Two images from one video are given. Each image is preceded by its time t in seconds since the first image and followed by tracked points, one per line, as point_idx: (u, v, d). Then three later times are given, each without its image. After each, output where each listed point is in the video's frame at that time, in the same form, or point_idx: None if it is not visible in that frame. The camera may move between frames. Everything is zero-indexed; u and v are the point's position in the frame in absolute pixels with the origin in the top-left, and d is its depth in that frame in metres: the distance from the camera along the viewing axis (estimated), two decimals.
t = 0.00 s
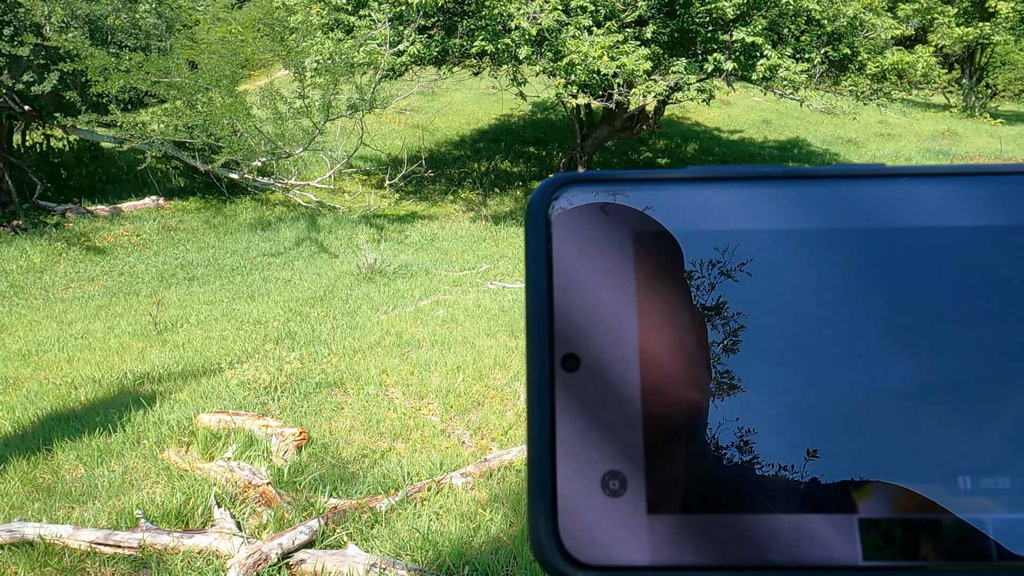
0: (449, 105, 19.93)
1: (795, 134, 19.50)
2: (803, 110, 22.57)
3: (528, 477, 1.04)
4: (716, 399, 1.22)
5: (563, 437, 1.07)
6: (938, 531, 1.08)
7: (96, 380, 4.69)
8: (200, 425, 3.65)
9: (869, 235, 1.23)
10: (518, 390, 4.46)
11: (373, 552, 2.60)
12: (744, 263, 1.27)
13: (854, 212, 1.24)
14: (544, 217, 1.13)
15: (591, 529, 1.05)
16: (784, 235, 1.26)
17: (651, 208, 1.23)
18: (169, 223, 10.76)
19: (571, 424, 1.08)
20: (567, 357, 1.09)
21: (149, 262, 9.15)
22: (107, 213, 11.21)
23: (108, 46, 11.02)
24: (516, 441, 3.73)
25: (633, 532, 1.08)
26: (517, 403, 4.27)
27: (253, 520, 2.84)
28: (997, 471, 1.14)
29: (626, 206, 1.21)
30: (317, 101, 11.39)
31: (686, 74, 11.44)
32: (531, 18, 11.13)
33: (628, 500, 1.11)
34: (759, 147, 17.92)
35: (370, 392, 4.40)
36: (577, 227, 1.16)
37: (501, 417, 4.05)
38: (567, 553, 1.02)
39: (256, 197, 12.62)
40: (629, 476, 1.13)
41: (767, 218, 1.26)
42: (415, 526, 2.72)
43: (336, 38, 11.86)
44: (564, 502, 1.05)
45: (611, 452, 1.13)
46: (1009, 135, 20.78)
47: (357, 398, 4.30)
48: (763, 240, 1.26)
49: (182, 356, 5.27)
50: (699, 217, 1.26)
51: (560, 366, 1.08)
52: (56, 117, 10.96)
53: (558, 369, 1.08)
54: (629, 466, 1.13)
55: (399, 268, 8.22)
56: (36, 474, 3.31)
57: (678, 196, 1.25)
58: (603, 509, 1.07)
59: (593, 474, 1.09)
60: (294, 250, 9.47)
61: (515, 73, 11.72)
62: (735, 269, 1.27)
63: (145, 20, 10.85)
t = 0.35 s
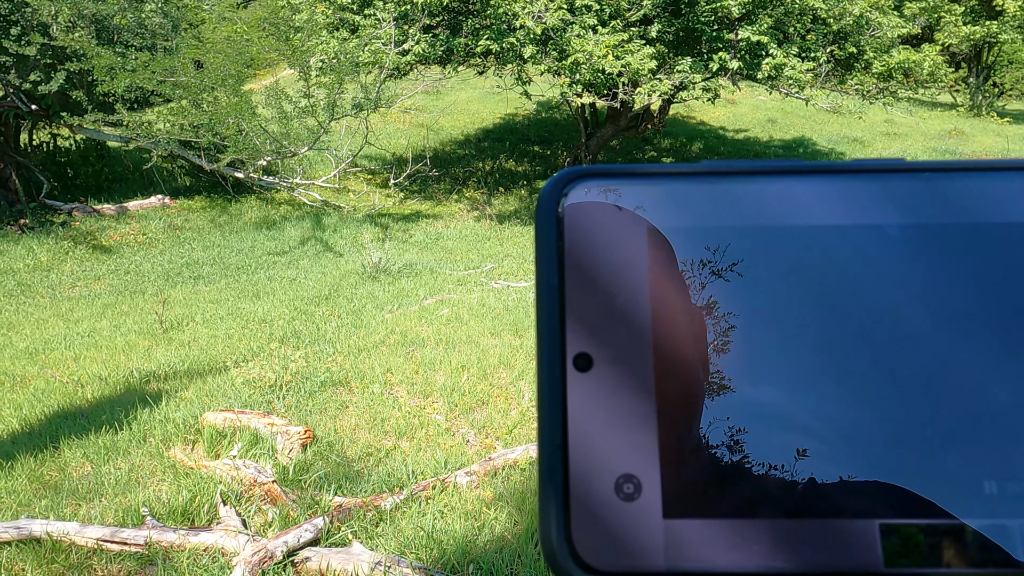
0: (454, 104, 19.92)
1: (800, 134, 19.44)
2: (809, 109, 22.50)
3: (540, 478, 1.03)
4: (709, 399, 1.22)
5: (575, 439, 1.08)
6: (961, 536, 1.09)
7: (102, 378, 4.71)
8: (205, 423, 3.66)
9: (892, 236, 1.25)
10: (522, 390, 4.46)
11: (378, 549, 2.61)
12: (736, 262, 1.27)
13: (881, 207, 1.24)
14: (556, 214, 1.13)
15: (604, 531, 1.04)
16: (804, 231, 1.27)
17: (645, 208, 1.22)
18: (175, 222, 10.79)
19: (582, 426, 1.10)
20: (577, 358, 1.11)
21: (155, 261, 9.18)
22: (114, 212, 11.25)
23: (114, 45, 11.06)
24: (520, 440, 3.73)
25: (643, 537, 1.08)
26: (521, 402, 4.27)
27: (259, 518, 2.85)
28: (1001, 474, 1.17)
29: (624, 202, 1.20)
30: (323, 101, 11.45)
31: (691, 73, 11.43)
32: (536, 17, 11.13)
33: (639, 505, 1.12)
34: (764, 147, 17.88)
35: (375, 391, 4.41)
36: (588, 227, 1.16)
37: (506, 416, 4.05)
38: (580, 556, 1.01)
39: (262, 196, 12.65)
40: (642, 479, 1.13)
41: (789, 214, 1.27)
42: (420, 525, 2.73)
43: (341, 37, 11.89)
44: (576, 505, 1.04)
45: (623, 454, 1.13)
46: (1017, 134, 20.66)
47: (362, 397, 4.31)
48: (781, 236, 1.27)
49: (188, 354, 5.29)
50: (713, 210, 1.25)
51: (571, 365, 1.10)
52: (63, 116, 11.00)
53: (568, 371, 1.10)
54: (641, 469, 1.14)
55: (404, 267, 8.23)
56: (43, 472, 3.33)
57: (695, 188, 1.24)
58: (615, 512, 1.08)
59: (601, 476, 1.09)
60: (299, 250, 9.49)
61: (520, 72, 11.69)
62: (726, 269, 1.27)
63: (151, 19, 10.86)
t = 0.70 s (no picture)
0: (456, 105, 19.94)
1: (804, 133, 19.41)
2: (811, 109, 22.49)
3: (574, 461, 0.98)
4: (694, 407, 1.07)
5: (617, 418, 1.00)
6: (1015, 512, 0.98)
7: (107, 378, 4.72)
8: (209, 423, 3.66)
9: (945, 215, 1.12)
10: (526, 389, 4.46)
11: (382, 549, 2.60)
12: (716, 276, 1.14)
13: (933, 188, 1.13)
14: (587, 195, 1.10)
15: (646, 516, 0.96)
16: (852, 208, 1.14)
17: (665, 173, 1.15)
18: (178, 222, 10.81)
19: (622, 403, 1.01)
20: (616, 334, 1.03)
21: (159, 261, 9.20)
22: (117, 212, 11.28)
23: (118, 46, 11.08)
24: (524, 440, 3.72)
25: (689, 519, 0.98)
26: (525, 402, 4.26)
27: (263, 518, 2.85)
28: None
29: (627, 177, 1.13)
30: (326, 101, 11.47)
31: (693, 73, 11.44)
32: (538, 17, 11.12)
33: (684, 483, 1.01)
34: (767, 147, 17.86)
35: (378, 391, 4.41)
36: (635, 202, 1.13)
37: (509, 416, 4.04)
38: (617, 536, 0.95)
39: (265, 196, 12.68)
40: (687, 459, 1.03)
41: (833, 190, 1.14)
42: (424, 525, 2.73)
43: (344, 38, 11.90)
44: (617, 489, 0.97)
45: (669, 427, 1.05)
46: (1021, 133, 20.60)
47: (365, 397, 4.31)
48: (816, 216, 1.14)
49: (192, 354, 5.30)
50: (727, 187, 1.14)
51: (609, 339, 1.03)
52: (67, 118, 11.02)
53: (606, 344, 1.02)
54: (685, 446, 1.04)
55: (407, 267, 8.24)
56: (48, 471, 3.33)
57: (708, 160, 1.15)
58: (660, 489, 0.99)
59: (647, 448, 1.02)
60: (302, 250, 9.50)
61: (523, 72, 11.67)
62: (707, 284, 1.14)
63: (154, 20, 10.88)
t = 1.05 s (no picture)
0: (455, 106, 19.95)
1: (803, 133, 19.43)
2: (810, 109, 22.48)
3: (585, 417, 1.03)
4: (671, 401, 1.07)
5: (623, 372, 1.03)
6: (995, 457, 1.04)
7: (108, 380, 4.72)
8: (212, 424, 3.66)
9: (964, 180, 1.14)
10: (528, 389, 4.46)
11: (387, 549, 2.61)
12: (678, 271, 1.12)
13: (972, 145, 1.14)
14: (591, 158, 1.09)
15: (651, 463, 1.01)
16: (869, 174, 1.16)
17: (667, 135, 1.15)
18: (177, 224, 10.81)
19: (629, 361, 1.03)
20: (620, 294, 1.05)
21: (158, 263, 9.20)
22: (116, 214, 11.28)
23: (116, 48, 11.05)
24: (527, 440, 3.72)
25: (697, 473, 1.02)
26: (527, 403, 4.27)
27: (267, 519, 2.86)
28: None
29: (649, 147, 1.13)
30: (325, 102, 11.46)
31: (692, 73, 11.48)
32: (537, 18, 11.15)
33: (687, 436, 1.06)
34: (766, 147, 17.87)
35: (380, 392, 4.42)
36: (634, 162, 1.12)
37: (511, 416, 4.05)
38: (623, 485, 1.00)
39: (264, 197, 12.68)
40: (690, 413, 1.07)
41: (868, 154, 1.16)
42: (428, 525, 2.73)
43: (343, 39, 11.91)
44: (622, 436, 1.01)
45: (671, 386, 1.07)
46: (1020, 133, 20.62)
47: (368, 398, 4.32)
48: (860, 177, 1.16)
49: (194, 355, 5.29)
50: (741, 155, 1.15)
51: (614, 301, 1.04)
52: (65, 119, 11.00)
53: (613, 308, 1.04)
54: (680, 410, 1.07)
55: (407, 268, 8.24)
56: (51, 473, 3.34)
57: (717, 129, 1.15)
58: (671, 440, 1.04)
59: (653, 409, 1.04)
60: (302, 251, 9.50)
61: (521, 73, 11.70)
62: (666, 277, 1.11)
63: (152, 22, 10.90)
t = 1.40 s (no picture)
0: (453, 107, 19.96)
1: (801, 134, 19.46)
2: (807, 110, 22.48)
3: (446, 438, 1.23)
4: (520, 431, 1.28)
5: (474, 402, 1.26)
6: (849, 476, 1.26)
7: (104, 383, 4.72)
8: (207, 427, 3.66)
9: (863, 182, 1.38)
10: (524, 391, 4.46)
11: (381, 553, 2.61)
12: (672, 258, 1.41)
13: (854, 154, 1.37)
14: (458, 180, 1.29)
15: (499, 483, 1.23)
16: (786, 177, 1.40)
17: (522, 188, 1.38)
18: (175, 226, 10.81)
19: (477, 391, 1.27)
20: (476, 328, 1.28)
21: (155, 265, 9.19)
22: (113, 216, 11.26)
23: (113, 51, 11.04)
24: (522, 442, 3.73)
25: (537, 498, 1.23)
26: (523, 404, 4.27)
27: (262, 522, 2.86)
28: (936, 380, 1.32)
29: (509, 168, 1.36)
30: (322, 104, 11.44)
31: (689, 74, 11.51)
32: (534, 19, 11.16)
33: (540, 459, 1.27)
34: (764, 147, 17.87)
35: (376, 394, 4.42)
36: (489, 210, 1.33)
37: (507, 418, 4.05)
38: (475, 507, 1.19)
39: (261, 200, 12.68)
40: (545, 434, 1.29)
41: (785, 159, 1.40)
42: (422, 527, 2.73)
43: (340, 41, 11.93)
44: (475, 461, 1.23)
45: (524, 413, 1.29)
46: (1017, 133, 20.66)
47: (364, 400, 4.32)
48: (774, 190, 1.41)
49: (190, 358, 5.29)
50: (675, 163, 1.39)
51: (472, 321, 1.28)
52: (62, 122, 11.00)
53: (470, 328, 1.28)
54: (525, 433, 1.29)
55: (405, 270, 8.25)
56: (46, 477, 3.34)
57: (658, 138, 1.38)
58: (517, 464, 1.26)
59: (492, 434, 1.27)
60: (299, 253, 9.50)
61: (518, 75, 11.74)
62: (661, 263, 1.40)
63: (150, 23, 11.03)
